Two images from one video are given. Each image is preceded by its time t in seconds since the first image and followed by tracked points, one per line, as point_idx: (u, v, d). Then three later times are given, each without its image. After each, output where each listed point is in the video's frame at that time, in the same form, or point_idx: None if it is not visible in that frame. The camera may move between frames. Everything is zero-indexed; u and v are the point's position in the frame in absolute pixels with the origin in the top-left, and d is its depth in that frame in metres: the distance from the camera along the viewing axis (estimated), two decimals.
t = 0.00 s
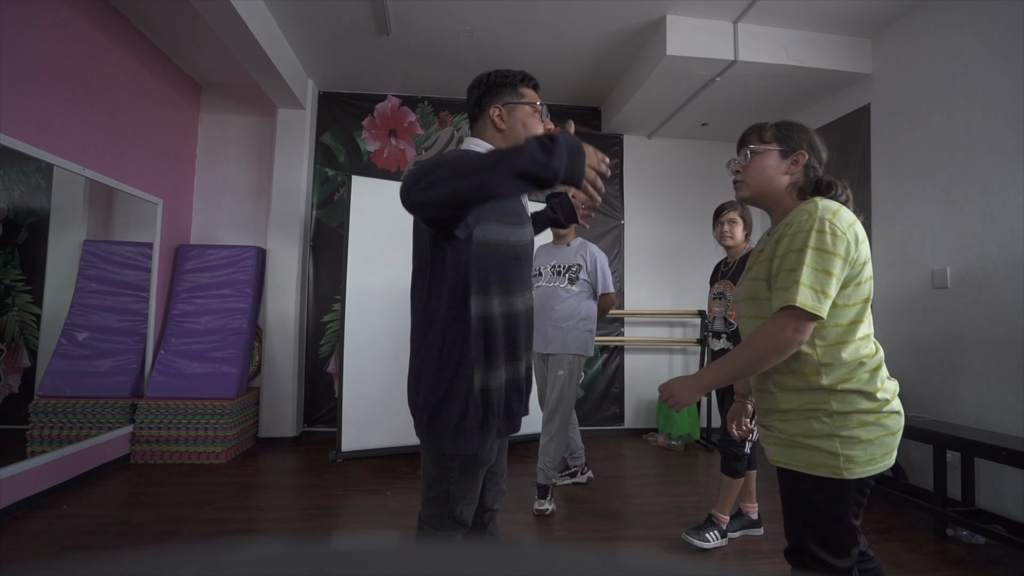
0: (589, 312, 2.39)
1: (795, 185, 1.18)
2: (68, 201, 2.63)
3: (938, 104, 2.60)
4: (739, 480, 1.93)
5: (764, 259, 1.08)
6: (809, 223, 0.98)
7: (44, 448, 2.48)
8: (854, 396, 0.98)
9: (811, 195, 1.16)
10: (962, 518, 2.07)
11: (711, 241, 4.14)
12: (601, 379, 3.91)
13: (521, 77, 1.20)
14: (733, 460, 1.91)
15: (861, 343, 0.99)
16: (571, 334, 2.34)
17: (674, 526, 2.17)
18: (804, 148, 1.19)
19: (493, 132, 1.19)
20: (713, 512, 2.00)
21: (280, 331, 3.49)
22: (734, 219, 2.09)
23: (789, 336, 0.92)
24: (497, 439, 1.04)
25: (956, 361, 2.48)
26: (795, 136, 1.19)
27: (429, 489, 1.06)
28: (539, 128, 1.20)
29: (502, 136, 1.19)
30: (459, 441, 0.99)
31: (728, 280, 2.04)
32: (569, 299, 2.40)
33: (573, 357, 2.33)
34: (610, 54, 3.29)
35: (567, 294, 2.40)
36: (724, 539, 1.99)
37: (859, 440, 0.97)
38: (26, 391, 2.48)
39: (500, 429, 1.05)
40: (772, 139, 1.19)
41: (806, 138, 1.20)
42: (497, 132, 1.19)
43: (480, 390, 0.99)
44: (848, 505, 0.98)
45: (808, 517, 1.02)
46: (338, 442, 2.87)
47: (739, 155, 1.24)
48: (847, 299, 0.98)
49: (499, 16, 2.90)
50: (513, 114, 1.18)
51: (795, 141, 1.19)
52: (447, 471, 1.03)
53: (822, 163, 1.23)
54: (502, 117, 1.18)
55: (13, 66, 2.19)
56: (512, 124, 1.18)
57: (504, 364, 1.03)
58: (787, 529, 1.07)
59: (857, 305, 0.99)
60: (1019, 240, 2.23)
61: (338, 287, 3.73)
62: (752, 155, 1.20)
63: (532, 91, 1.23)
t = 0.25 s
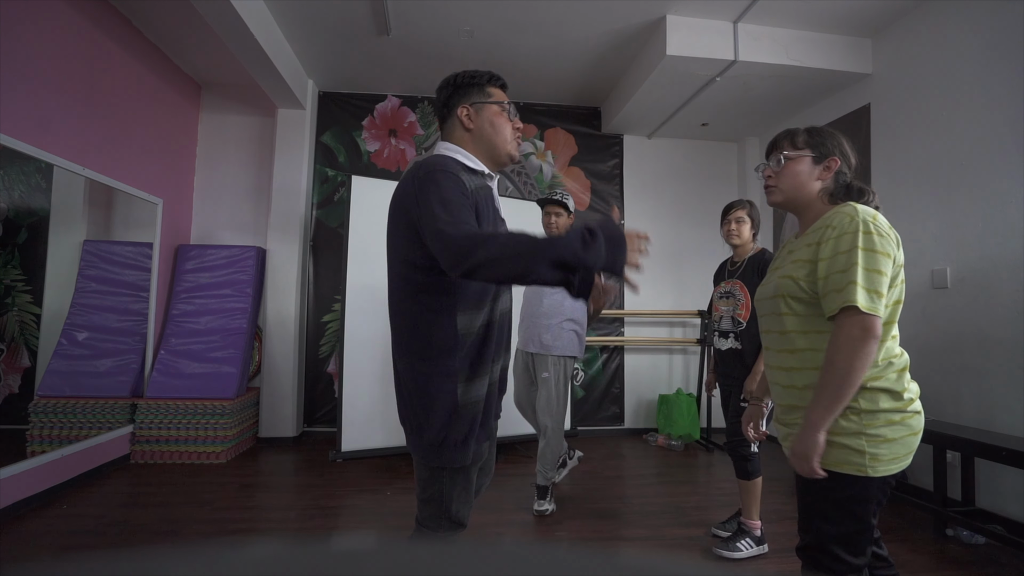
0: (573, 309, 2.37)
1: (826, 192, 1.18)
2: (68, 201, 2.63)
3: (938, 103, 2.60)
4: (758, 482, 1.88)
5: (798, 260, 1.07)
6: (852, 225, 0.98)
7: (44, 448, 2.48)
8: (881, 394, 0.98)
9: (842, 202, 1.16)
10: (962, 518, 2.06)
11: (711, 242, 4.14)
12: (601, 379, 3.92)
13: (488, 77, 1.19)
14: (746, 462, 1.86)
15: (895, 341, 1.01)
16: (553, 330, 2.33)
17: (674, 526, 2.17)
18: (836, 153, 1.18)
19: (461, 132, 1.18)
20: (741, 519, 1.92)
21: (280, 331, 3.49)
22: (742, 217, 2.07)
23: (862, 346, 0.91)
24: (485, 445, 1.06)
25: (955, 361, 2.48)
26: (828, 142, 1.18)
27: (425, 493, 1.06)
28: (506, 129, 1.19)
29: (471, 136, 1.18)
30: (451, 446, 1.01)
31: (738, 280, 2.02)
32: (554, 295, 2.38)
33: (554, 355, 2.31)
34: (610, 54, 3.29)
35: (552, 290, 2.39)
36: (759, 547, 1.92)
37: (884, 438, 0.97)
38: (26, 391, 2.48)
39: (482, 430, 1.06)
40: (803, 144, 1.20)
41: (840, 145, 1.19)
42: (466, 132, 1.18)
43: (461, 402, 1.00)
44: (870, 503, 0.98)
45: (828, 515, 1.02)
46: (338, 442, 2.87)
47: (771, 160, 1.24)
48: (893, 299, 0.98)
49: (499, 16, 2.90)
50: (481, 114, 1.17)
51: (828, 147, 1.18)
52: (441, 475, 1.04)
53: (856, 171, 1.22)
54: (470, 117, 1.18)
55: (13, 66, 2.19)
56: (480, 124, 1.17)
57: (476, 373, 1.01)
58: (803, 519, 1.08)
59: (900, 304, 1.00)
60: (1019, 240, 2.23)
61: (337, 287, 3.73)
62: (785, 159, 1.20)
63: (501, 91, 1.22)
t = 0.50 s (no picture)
0: (569, 309, 2.37)
1: (843, 204, 1.19)
2: (68, 201, 2.63)
3: (937, 104, 2.61)
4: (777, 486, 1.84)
5: (834, 264, 1.07)
6: (889, 231, 0.99)
7: (44, 448, 2.48)
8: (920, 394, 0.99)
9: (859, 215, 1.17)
10: (962, 518, 2.06)
11: (711, 242, 4.14)
12: (601, 379, 3.91)
13: (471, 87, 1.23)
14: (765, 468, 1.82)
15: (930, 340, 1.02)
16: (551, 330, 2.32)
17: (674, 526, 2.17)
18: (850, 164, 1.19)
19: (446, 138, 1.23)
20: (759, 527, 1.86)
21: (280, 331, 3.49)
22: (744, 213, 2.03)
23: (937, 343, 0.88)
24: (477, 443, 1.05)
25: (955, 361, 2.48)
26: (843, 155, 1.19)
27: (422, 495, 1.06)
28: (489, 137, 1.24)
29: (455, 143, 1.22)
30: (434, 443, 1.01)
31: (744, 280, 1.94)
32: (551, 295, 2.38)
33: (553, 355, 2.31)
34: (610, 54, 3.30)
35: (548, 290, 2.39)
36: (779, 554, 1.86)
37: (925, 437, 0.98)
38: (26, 391, 2.49)
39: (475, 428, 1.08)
40: (818, 156, 1.21)
41: (854, 157, 1.20)
42: (450, 139, 1.22)
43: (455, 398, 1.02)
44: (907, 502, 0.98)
45: (864, 511, 1.01)
46: (338, 442, 2.87)
47: (788, 173, 1.25)
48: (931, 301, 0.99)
49: (499, 16, 2.90)
50: (465, 122, 1.22)
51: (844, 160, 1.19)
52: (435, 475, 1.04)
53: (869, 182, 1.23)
54: (455, 125, 1.22)
55: (13, 66, 2.19)
56: (464, 131, 1.22)
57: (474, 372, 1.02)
58: (833, 512, 1.08)
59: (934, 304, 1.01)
60: (1018, 240, 2.23)
61: (337, 286, 3.73)
62: (801, 174, 1.21)
63: (484, 99, 1.27)
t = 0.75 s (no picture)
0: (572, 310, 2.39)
1: (861, 203, 1.18)
2: (68, 201, 2.63)
3: (938, 104, 2.61)
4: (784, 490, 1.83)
5: (859, 258, 1.07)
6: (921, 228, 0.99)
7: (44, 448, 2.48)
8: (947, 385, 1.02)
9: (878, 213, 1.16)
10: (962, 518, 2.06)
11: (711, 242, 4.14)
12: (601, 379, 3.91)
13: (459, 115, 1.27)
14: (774, 471, 1.81)
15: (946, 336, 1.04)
16: (553, 331, 2.33)
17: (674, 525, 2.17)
18: (869, 162, 1.18)
19: (429, 161, 1.27)
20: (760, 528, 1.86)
21: (280, 331, 3.49)
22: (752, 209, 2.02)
23: (953, 344, 0.92)
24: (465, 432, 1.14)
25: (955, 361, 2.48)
26: (860, 153, 1.18)
27: (433, 492, 1.13)
28: (470, 163, 1.29)
29: (438, 165, 1.27)
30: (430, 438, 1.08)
31: (755, 276, 1.93)
32: (552, 297, 2.38)
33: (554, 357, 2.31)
34: (610, 54, 3.30)
35: (551, 292, 2.38)
36: (779, 555, 1.86)
37: (955, 427, 1.01)
38: (26, 391, 2.49)
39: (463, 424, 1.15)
40: (835, 156, 1.20)
41: (871, 155, 1.19)
42: (434, 162, 1.27)
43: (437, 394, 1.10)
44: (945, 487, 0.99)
45: (914, 512, 0.99)
46: (338, 442, 2.87)
47: (805, 172, 1.25)
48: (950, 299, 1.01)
49: (499, 16, 2.90)
50: (448, 147, 1.26)
51: (861, 159, 1.18)
52: (440, 470, 1.11)
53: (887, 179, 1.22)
54: (439, 149, 1.27)
55: (13, 66, 2.19)
56: (447, 156, 1.27)
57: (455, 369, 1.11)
58: (874, 516, 1.04)
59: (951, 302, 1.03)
60: (1018, 240, 2.23)
61: (337, 286, 3.73)
62: (818, 174, 1.21)
63: (472, 127, 1.31)
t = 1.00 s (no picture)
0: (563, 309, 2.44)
1: (879, 200, 1.17)
2: (68, 201, 2.63)
3: (938, 104, 2.60)
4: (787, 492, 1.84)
5: (881, 252, 1.06)
6: (946, 224, 0.98)
7: (44, 448, 2.48)
8: (972, 381, 1.02)
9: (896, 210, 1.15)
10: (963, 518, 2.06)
11: (711, 241, 4.14)
12: (601, 378, 3.91)
13: (448, 122, 1.30)
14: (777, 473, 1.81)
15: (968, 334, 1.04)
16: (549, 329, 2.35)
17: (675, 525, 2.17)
18: (888, 156, 1.16)
19: (422, 168, 1.30)
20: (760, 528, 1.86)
21: (280, 331, 3.49)
22: (753, 207, 1.98)
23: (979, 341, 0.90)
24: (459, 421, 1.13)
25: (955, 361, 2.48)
26: (878, 148, 1.16)
27: (433, 485, 1.12)
28: (462, 169, 1.32)
29: (432, 172, 1.30)
30: (419, 430, 1.08)
31: (756, 276, 1.92)
32: (547, 296, 2.40)
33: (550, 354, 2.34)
34: (610, 54, 3.30)
35: (546, 291, 2.40)
36: (779, 555, 1.86)
37: (984, 422, 1.02)
38: (26, 391, 2.49)
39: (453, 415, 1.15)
40: (852, 151, 1.18)
41: (890, 150, 1.17)
42: (428, 169, 1.30)
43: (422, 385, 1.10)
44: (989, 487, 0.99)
45: (965, 513, 0.98)
46: (338, 442, 2.87)
47: (821, 168, 1.23)
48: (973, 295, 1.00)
49: (499, 16, 2.90)
50: (440, 154, 1.29)
51: (879, 154, 1.16)
52: (433, 462, 1.11)
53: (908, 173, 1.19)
54: (431, 157, 1.30)
55: (13, 66, 2.19)
56: (440, 163, 1.29)
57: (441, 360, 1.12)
58: (926, 523, 1.01)
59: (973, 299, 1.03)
60: (1018, 240, 2.23)
61: (338, 286, 3.73)
62: (834, 168, 1.19)
63: (461, 134, 1.34)
